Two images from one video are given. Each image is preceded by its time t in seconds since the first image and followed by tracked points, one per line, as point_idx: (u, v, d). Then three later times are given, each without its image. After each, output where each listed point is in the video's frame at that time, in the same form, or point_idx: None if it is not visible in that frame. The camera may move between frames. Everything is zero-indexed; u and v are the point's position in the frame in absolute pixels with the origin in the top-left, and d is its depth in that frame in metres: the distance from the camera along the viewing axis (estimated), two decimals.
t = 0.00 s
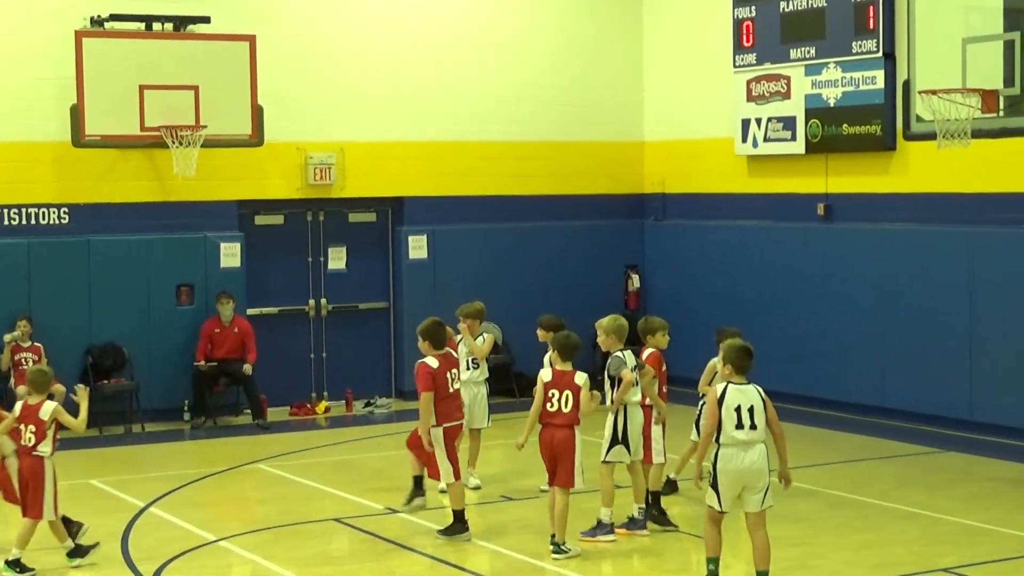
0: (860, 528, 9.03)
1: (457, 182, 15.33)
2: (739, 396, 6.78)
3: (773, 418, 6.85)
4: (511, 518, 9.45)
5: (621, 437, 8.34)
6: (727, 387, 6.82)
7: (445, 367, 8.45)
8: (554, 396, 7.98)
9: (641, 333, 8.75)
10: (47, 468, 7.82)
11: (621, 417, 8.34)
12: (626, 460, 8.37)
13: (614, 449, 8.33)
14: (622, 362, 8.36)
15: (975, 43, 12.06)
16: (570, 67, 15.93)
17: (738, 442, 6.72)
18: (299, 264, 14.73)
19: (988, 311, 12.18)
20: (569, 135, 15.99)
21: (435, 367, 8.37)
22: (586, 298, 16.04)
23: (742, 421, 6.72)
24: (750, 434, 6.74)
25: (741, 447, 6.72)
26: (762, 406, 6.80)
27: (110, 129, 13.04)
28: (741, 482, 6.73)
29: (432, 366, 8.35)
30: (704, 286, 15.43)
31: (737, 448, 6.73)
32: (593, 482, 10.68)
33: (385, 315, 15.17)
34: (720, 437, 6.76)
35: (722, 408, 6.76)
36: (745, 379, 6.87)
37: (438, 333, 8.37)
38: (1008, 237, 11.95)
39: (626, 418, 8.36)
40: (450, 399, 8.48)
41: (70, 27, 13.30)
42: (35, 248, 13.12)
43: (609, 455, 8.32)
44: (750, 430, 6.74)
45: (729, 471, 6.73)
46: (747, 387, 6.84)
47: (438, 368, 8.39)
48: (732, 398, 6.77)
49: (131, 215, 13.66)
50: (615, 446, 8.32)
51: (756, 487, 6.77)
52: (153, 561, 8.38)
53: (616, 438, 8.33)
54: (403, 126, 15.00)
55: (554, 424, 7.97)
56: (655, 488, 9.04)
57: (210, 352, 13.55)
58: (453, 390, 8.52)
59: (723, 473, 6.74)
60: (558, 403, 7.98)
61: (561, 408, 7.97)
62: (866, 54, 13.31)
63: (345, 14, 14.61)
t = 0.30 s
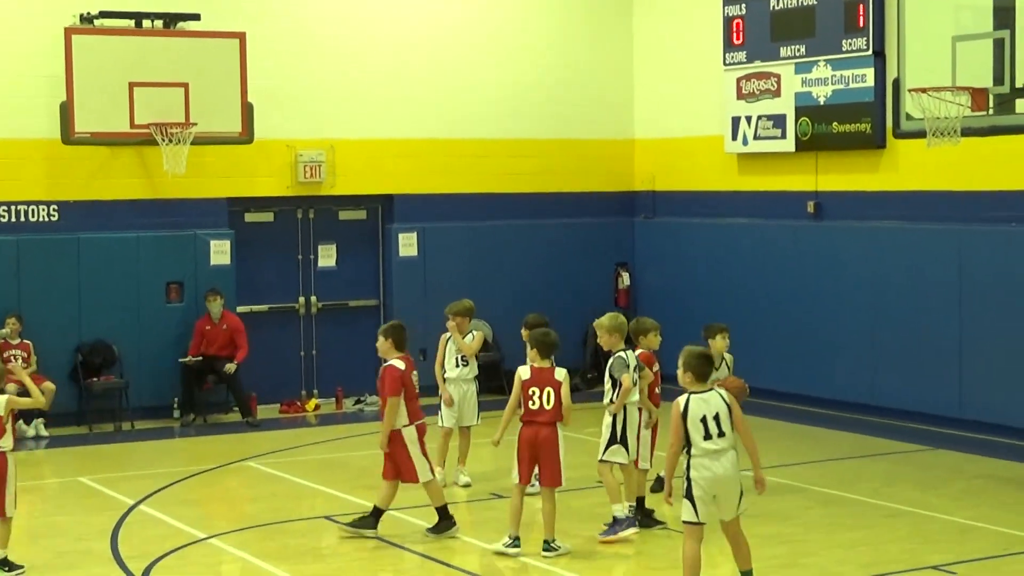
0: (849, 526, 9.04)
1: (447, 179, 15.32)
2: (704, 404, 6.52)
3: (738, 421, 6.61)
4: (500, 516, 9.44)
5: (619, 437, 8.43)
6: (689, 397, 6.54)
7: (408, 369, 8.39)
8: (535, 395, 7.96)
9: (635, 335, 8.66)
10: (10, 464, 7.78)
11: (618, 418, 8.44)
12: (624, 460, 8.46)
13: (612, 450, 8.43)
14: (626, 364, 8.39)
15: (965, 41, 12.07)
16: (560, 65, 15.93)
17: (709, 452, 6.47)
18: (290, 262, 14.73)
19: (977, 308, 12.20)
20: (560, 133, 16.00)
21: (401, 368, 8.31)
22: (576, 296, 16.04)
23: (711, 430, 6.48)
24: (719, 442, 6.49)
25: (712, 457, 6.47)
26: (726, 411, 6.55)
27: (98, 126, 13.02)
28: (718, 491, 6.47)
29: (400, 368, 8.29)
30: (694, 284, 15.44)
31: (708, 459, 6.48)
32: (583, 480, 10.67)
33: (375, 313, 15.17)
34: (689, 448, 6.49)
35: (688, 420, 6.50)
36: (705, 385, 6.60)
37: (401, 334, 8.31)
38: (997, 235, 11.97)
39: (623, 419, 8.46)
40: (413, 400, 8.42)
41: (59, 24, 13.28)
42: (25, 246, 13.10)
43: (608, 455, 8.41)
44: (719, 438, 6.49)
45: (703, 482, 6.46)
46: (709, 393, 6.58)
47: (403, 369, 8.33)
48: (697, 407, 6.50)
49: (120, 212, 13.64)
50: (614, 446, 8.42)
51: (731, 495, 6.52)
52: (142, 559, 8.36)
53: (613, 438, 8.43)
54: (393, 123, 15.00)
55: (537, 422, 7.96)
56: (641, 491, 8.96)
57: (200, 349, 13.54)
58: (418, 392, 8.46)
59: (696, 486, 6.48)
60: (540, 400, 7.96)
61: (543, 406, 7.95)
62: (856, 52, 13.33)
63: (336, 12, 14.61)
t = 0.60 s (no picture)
0: (840, 523, 9.04)
1: (438, 177, 15.32)
2: (679, 401, 6.52)
3: (712, 418, 6.62)
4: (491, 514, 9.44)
5: (619, 438, 8.38)
6: (663, 396, 6.55)
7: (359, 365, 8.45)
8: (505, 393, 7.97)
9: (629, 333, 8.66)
10: None
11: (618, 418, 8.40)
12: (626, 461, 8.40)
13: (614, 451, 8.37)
14: (624, 365, 8.38)
15: (956, 39, 12.08)
16: (552, 62, 15.93)
17: (687, 448, 6.46)
18: (281, 260, 14.72)
19: (967, 306, 12.21)
20: (551, 130, 16.00)
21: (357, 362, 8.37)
22: (567, 294, 16.05)
23: (687, 427, 6.48)
24: (696, 438, 6.49)
25: (690, 453, 6.46)
26: (701, 407, 6.56)
27: (90, 124, 13.04)
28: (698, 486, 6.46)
29: (358, 360, 8.36)
30: (685, 282, 15.45)
31: (686, 456, 6.46)
32: (574, 478, 10.68)
33: (366, 311, 15.18)
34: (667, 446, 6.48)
35: (664, 418, 6.49)
36: (677, 384, 6.62)
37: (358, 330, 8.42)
38: (987, 233, 11.98)
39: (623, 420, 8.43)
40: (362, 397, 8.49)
41: (50, 22, 13.27)
42: (17, 243, 13.08)
43: (610, 457, 8.36)
44: (696, 434, 6.49)
45: (684, 480, 6.44)
46: (681, 390, 6.58)
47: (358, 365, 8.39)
48: (673, 404, 6.50)
49: (111, 210, 13.63)
50: (615, 446, 8.36)
51: (711, 491, 6.50)
52: (134, 557, 8.37)
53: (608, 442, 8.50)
54: (385, 121, 15.00)
55: (511, 422, 7.98)
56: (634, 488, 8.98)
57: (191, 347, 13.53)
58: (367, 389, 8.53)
59: (676, 484, 6.45)
60: (511, 400, 7.99)
61: (514, 406, 7.99)
62: (847, 50, 13.33)
63: (327, 9, 14.60)
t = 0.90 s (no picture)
0: (834, 520, 9.05)
1: (432, 174, 15.32)
2: (668, 399, 6.50)
3: (703, 414, 6.60)
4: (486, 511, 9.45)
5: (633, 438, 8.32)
6: (650, 394, 6.53)
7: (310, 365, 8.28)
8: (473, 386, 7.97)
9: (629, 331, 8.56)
10: None
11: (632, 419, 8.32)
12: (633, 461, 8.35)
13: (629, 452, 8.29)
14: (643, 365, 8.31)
15: (950, 36, 12.09)
16: (546, 59, 15.94)
17: (678, 448, 6.46)
18: (275, 257, 14.72)
19: (960, 303, 12.23)
20: (545, 127, 15.99)
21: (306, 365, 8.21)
22: (561, 291, 16.05)
23: (676, 426, 6.47)
24: (686, 437, 6.48)
25: (680, 452, 6.46)
26: (690, 404, 6.54)
27: (83, 121, 13.00)
28: (689, 485, 6.48)
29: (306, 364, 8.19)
30: (678, 279, 15.45)
31: (677, 455, 6.47)
32: (568, 475, 10.69)
33: (360, 308, 15.17)
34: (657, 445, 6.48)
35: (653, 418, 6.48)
36: (667, 382, 6.58)
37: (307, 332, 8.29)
38: (981, 231, 11.99)
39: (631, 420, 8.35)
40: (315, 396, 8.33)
41: (44, 18, 13.27)
42: (11, 240, 13.07)
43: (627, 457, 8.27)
44: (686, 432, 6.49)
45: (675, 478, 6.45)
46: (671, 387, 6.56)
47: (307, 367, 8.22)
48: (662, 403, 6.49)
49: (104, 207, 13.62)
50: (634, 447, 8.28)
51: (703, 487, 6.52)
52: (127, 553, 8.37)
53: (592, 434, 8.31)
54: (378, 118, 14.99)
55: (481, 422, 7.95)
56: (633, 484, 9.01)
57: (184, 344, 13.54)
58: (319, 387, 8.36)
59: (668, 483, 6.47)
60: (477, 399, 7.96)
61: (480, 404, 7.97)
62: (840, 47, 13.34)
63: (320, 6, 14.60)
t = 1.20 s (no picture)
0: (828, 516, 9.06)
1: (426, 171, 15.32)
2: (667, 396, 6.51)
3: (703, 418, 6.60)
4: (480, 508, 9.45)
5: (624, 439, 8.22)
6: (652, 389, 6.54)
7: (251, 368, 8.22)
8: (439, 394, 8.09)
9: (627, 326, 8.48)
10: None
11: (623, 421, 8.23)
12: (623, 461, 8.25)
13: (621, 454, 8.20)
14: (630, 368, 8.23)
15: (944, 34, 12.09)
16: (540, 56, 15.93)
17: (671, 445, 6.46)
18: (269, 254, 14.71)
19: (955, 299, 12.23)
20: (539, 124, 16.00)
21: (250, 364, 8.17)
22: (555, 288, 16.06)
23: (672, 423, 6.46)
24: (681, 435, 6.47)
25: (673, 450, 6.45)
26: (690, 405, 6.54)
27: (77, 118, 12.99)
28: (677, 487, 6.46)
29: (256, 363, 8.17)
30: (673, 277, 15.45)
31: (670, 453, 6.46)
32: (561, 472, 10.69)
33: (354, 305, 15.17)
34: (650, 441, 6.47)
35: (651, 412, 6.47)
36: (673, 382, 6.59)
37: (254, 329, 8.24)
38: (976, 227, 12.00)
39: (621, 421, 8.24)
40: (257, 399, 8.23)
41: (39, 15, 13.25)
42: (5, 237, 13.06)
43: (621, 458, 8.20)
44: (681, 432, 6.48)
45: (665, 476, 6.45)
46: (675, 386, 6.57)
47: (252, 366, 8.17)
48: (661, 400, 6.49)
49: (98, 204, 13.60)
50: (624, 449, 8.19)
51: (695, 490, 6.50)
52: (122, 551, 8.36)
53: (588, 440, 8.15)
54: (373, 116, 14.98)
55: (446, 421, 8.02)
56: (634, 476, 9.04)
57: (179, 342, 13.53)
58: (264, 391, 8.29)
59: (657, 481, 6.46)
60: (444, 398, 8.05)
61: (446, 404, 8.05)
62: (835, 44, 13.34)
63: (314, 3, 14.59)
